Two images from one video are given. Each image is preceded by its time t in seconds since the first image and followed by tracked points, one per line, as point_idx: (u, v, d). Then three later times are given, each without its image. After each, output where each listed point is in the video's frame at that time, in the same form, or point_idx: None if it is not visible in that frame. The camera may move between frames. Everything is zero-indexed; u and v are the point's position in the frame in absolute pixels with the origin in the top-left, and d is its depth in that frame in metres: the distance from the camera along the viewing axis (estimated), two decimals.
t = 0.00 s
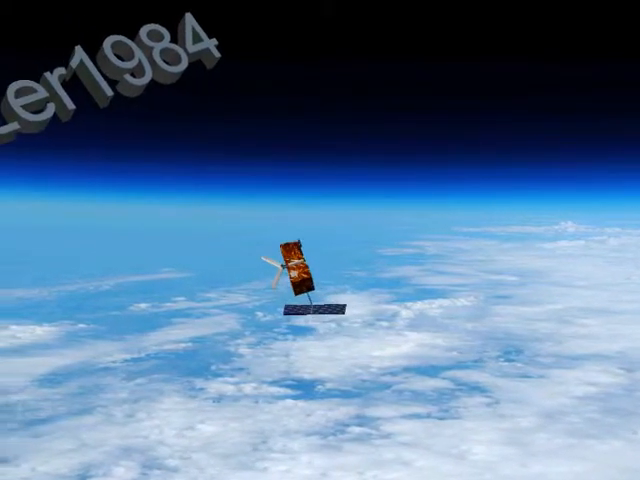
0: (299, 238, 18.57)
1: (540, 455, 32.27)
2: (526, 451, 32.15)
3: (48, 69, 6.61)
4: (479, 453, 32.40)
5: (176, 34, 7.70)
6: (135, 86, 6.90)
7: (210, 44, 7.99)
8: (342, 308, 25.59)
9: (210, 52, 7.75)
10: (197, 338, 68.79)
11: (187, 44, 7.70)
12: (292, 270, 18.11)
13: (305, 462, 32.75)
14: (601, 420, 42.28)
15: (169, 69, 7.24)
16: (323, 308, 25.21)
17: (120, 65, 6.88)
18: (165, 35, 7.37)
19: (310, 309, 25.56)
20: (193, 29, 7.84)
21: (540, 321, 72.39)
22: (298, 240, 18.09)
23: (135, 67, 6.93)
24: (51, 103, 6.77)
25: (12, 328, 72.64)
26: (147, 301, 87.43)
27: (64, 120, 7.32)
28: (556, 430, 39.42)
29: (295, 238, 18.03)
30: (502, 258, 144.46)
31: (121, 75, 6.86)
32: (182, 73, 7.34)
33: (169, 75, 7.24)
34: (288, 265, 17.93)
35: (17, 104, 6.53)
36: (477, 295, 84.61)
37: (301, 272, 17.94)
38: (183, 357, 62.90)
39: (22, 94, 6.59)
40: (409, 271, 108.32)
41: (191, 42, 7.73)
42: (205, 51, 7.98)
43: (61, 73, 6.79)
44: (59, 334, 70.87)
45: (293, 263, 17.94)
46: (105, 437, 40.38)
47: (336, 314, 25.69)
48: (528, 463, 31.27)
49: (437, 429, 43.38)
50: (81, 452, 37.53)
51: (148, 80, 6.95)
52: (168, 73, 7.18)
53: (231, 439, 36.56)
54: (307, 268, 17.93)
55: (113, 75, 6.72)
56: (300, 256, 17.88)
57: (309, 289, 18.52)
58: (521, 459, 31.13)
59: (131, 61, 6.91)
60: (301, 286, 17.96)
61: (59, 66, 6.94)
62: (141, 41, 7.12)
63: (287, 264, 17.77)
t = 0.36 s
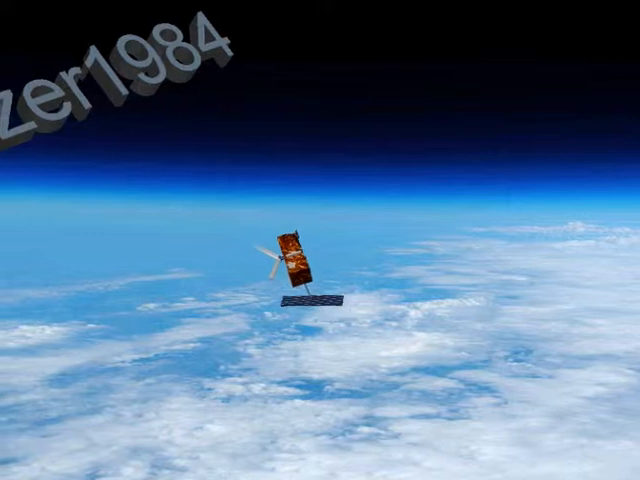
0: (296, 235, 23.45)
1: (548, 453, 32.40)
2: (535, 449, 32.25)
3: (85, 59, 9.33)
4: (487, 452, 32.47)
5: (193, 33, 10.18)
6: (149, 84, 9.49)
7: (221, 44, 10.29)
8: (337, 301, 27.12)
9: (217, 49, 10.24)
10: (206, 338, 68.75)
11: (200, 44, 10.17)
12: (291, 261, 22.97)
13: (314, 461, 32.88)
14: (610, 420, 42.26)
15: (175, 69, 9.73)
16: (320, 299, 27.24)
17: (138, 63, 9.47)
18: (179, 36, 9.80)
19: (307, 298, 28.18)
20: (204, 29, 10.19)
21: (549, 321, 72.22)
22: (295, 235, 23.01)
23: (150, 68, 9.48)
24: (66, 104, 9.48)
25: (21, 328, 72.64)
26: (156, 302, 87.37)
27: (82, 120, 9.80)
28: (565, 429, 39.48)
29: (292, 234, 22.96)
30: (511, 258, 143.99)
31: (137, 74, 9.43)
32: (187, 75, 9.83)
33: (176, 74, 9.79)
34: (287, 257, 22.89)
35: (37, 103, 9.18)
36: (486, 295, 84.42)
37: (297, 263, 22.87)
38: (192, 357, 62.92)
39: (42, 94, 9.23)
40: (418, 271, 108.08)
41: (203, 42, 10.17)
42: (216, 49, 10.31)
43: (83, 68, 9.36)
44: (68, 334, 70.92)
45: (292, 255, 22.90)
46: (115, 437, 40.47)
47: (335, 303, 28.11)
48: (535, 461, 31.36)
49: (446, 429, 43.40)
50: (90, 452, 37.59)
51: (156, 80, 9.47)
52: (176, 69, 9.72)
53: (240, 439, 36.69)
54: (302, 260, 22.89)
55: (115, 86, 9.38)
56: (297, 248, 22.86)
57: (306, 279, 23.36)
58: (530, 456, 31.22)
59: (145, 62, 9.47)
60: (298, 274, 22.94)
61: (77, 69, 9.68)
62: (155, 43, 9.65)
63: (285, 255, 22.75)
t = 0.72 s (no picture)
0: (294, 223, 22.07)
1: (558, 453, 32.30)
2: (544, 449, 32.22)
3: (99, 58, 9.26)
4: (497, 452, 32.36)
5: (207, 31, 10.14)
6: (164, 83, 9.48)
7: (233, 42, 10.25)
8: (336, 291, 26.97)
9: (229, 48, 10.22)
10: (215, 338, 68.76)
11: (213, 41, 10.13)
12: (289, 252, 21.66)
13: (323, 462, 32.79)
14: (620, 421, 42.11)
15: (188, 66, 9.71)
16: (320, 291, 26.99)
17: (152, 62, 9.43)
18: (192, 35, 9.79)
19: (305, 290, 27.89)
20: (218, 28, 10.17)
21: (558, 321, 72.04)
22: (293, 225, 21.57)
23: (164, 66, 9.47)
24: (81, 104, 9.47)
25: (30, 327, 72.78)
26: (165, 302, 87.44)
27: (98, 119, 9.79)
28: (575, 429, 39.33)
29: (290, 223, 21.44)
30: (519, 258, 143.77)
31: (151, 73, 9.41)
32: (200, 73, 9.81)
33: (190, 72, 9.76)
34: (285, 249, 21.47)
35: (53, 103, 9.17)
36: (495, 295, 84.27)
37: (296, 254, 21.53)
38: (201, 357, 62.93)
39: (59, 93, 9.16)
40: (426, 271, 108.00)
41: (217, 39, 10.13)
42: (228, 48, 10.28)
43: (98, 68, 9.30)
44: (77, 334, 71.03)
45: (289, 246, 21.49)
46: (124, 437, 40.47)
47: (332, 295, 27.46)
48: (546, 462, 31.22)
49: (455, 429, 43.32)
50: (99, 452, 37.58)
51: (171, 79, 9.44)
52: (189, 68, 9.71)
53: (250, 439, 36.64)
54: (301, 251, 21.56)
55: (128, 84, 9.35)
56: (294, 239, 21.43)
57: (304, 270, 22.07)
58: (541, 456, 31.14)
59: (159, 61, 9.42)
60: (297, 266, 21.65)
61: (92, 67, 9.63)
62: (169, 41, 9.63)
63: (284, 247, 21.36)
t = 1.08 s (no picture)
0: (292, 220, 24.07)
1: (566, 454, 32.25)
2: (552, 449, 32.21)
3: (112, 58, 9.32)
4: (505, 452, 32.33)
5: (217, 31, 10.20)
6: (176, 82, 9.54)
7: (244, 41, 10.33)
8: (332, 283, 27.21)
9: (240, 47, 10.29)
10: (223, 338, 68.82)
11: (224, 41, 10.19)
12: (287, 245, 23.62)
13: (331, 462, 32.81)
14: (628, 421, 42.05)
15: (200, 65, 9.77)
16: (315, 283, 27.22)
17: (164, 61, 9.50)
18: (203, 35, 9.86)
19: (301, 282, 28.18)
20: (228, 28, 10.24)
21: (567, 321, 71.90)
22: (291, 220, 23.67)
23: (176, 66, 9.53)
24: (96, 103, 9.50)
25: (39, 327, 73.10)
26: (173, 302, 87.66)
27: (112, 118, 9.85)
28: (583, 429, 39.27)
29: (288, 218, 23.57)
30: (528, 257, 143.72)
31: (163, 71, 9.47)
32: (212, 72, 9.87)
33: (202, 72, 9.83)
34: (283, 241, 23.53)
35: (68, 102, 9.21)
36: (503, 295, 84.19)
37: (293, 246, 23.51)
38: (209, 357, 62.98)
39: (72, 93, 9.19)
40: (434, 271, 107.95)
41: (227, 39, 10.20)
42: (239, 47, 10.36)
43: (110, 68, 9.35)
44: (86, 334, 71.19)
45: (288, 239, 23.55)
46: (132, 436, 40.54)
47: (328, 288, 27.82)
48: (553, 463, 31.18)
49: (463, 429, 43.30)
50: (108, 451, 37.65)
51: (183, 78, 9.50)
52: (201, 66, 9.77)
53: (258, 439, 36.68)
54: (298, 244, 23.51)
55: (142, 83, 9.39)
56: (292, 232, 23.49)
57: (302, 262, 23.95)
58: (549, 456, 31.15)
59: (171, 60, 9.48)
60: (294, 258, 23.56)
61: (106, 68, 9.68)
62: (179, 41, 9.70)
63: (281, 239, 23.42)
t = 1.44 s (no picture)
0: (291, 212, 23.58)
1: (576, 453, 32.15)
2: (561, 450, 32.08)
3: (127, 57, 9.20)
4: (514, 452, 32.24)
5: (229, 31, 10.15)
6: (190, 80, 9.46)
7: (255, 39, 10.31)
8: (329, 274, 26.87)
9: (251, 45, 10.26)
10: (232, 338, 68.76)
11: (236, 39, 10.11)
12: (285, 237, 22.99)
13: (340, 462, 32.74)
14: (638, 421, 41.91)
15: (213, 64, 9.71)
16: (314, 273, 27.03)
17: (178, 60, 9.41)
18: (215, 34, 9.81)
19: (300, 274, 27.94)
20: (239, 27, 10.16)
21: (576, 321, 71.68)
22: (289, 212, 23.12)
23: (190, 64, 9.46)
24: (112, 101, 9.41)
25: (49, 327, 73.15)
26: (183, 302, 87.65)
27: (127, 117, 9.76)
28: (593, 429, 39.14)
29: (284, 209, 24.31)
30: (537, 258, 143.49)
31: (177, 70, 9.38)
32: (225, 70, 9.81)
33: (216, 69, 9.79)
34: (281, 233, 22.99)
35: (84, 102, 9.12)
36: (513, 296, 83.97)
37: (291, 238, 22.94)
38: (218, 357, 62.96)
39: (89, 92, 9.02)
40: (443, 270, 107.71)
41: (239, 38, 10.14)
42: (250, 45, 10.34)
43: (125, 68, 9.24)
44: (95, 334, 71.23)
45: (286, 231, 22.99)
46: (141, 436, 40.51)
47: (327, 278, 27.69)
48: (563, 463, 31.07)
49: (472, 429, 43.21)
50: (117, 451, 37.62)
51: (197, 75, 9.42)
52: (214, 65, 9.70)
53: (267, 439, 36.64)
54: (296, 236, 22.91)
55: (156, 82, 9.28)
56: (290, 224, 22.83)
57: (299, 254, 23.42)
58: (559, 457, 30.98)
59: (185, 59, 9.38)
60: (292, 250, 23.03)
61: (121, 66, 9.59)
62: (192, 40, 9.62)
63: (279, 231, 22.82)
